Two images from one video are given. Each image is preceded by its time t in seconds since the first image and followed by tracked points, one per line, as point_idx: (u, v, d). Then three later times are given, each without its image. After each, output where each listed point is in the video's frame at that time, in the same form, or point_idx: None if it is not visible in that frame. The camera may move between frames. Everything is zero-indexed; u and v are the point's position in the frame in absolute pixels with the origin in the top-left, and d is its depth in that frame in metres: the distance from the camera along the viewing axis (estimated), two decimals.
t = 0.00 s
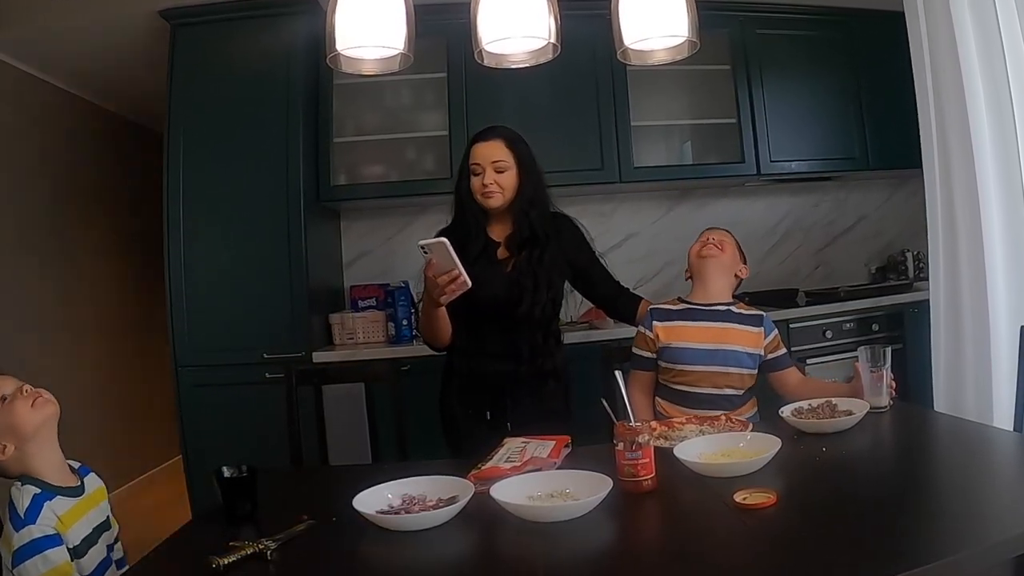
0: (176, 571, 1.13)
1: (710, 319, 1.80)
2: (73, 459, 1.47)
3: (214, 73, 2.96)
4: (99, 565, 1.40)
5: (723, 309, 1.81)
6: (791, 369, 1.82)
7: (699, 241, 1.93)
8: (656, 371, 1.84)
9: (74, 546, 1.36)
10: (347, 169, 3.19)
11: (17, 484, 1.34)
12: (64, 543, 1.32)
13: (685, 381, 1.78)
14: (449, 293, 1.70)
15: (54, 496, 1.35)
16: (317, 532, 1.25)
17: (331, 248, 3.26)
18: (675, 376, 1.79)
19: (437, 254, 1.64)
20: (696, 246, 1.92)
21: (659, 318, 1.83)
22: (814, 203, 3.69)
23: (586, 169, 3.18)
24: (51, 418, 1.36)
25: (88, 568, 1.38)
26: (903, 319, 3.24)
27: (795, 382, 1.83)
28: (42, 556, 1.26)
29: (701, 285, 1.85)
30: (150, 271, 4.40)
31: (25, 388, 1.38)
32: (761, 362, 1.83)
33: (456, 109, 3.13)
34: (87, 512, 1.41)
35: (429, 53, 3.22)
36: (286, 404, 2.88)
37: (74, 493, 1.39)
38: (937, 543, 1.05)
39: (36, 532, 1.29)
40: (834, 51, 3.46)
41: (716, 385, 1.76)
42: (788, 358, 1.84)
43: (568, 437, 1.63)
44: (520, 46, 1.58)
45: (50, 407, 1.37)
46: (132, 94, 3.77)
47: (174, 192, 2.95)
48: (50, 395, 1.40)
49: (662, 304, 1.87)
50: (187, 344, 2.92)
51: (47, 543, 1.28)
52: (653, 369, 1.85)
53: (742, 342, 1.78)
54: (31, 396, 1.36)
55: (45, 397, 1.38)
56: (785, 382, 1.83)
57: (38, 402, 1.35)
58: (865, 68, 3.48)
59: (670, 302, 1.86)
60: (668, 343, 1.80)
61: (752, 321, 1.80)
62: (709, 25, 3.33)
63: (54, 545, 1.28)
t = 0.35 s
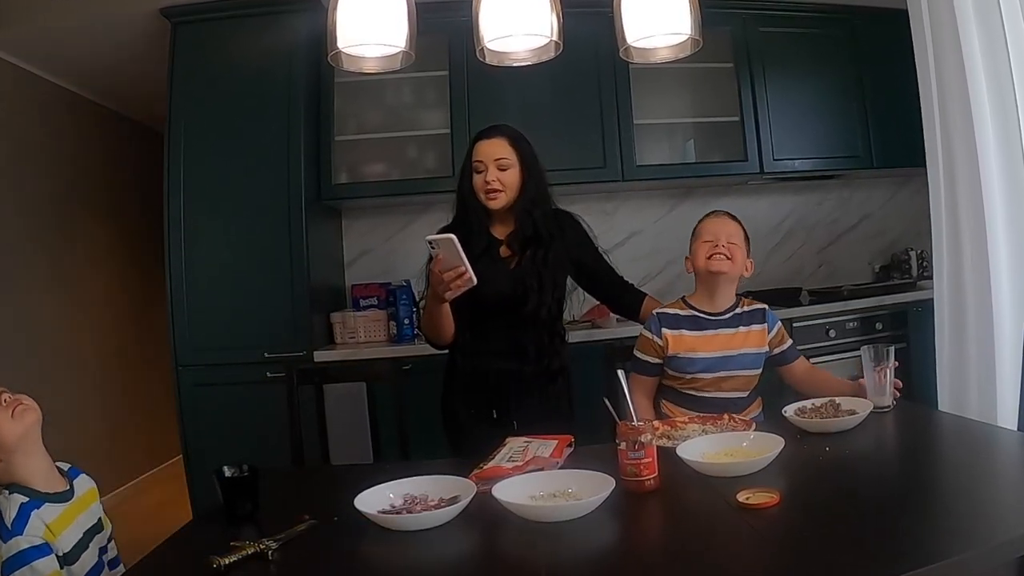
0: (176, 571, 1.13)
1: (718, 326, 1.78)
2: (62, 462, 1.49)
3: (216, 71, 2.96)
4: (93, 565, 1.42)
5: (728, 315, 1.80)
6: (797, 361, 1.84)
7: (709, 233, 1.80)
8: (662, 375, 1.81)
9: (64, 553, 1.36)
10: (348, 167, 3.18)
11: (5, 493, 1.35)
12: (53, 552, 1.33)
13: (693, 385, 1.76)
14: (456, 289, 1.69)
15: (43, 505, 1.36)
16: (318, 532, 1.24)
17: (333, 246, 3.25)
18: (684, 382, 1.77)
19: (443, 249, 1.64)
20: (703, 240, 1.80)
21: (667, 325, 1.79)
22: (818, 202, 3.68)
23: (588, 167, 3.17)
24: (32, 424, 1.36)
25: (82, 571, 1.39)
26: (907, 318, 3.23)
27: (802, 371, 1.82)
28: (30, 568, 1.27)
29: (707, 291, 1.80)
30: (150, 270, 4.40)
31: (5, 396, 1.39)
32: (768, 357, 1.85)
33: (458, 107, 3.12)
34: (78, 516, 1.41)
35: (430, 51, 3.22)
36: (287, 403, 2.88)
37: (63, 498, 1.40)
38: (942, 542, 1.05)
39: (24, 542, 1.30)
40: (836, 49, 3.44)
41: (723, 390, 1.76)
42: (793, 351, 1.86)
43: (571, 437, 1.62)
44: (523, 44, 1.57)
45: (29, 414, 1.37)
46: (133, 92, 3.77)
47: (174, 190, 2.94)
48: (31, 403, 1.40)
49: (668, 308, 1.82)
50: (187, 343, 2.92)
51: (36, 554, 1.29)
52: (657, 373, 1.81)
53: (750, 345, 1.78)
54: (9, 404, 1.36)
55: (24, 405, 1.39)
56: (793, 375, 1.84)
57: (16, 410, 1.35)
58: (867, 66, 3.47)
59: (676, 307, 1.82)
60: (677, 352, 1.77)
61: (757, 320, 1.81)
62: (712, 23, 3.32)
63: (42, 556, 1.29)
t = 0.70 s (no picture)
0: (177, 570, 1.12)
1: (716, 320, 1.80)
2: (63, 463, 1.48)
3: (217, 68, 2.95)
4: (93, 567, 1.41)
5: (724, 310, 1.82)
6: (796, 356, 1.80)
7: (699, 267, 1.78)
8: (665, 374, 1.80)
9: (63, 556, 1.36)
10: (350, 166, 3.18)
11: (4, 496, 1.34)
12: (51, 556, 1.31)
13: (694, 380, 1.77)
14: (457, 288, 1.68)
15: (41, 507, 1.35)
16: (319, 532, 1.24)
17: (334, 245, 3.25)
18: (685, 376, 1.77)
19: (446, 249, 1.62)
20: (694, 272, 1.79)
21: (665, 322, 1.80)
22: (821, 200, 3.66)
23: (590, 165, 3.17)
24: (28, 425, 1.37)
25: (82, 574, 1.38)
26: (911, 317, 3.22)
27: (803, 371, 1.80)
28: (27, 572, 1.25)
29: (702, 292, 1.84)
30: (151, 268, 4.40)
31: (2, 398, 1.40)
32: (765, 354, 1.83)
33: (460, 105, 3.11)
34: (77, 518, 1.41)
35: (432, 49, 3.21)
36: (288, 402, 2.88)
37: (62, 500, 1.39)
38: (946, 542, 1.04)
39: (21, 546, 1.28)
40: (840, 47, 3.43)
41: (722, 381, 1.76)
42: (792, 346, 1.82)
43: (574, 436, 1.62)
44: (524, 42, 1.57)
45: (25, 414, 1.38)
46: (134, 90, 3.76)
47: (175, 189, 2.94)
48: (28, 405, 1.41)
49: (665, 308, 1.84)
50: (188, 342, 2.91)
51: (32, 558, 1.27)
52: (660, 373, 1.79)
53: (747, 339, 1.79)
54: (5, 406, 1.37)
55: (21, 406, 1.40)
56: (792, 372, 1.81)
57: (12, 412, 1.37)
58: (871, 64, 3.45)
59: (674, 307, 1.83)
60: (675, 346, 1.78)
61: (754, 316, 1.81)
62: (715, 21, 3.31)
63: (39, 560, 1.27)
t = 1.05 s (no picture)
0: (177, 570, 1.12)
1: (716, 318, 1.78)
2: (65, 464, 1.49)
3: (218, 66, 2.95)
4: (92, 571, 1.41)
5: (725, 308, 1.80)
6: (800, 356, 1.79)
7: (695, 254, 1.77)
8: (665, 373, 1.81)
9: (64, 555, 1.37)
10: (351, 164, 3.17)
11: (7, 492, 1.35)
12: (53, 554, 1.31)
13: (693, 380, 1.76)
14: (458, 286, 1.67)
15: (44, 505, 1.37)
16: (321, 532, 1.23)
17: (335, 243, 3.24)
18: (684, 376, 1.77)
19: (448, 247, 1.62)
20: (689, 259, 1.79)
21: (666, 321, 1.80)
22: (824, 199, 3.65)
23: (593, 164, 3.16)
24: (48, 429, 1.39)
25: None
26: (914, 315, 3.21)
27: (806, 372, 1.78)
28: (30, 570, 1.25)
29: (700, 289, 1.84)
30: (152, 267, 4.41)
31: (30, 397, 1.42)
32: (768, 353, 1.81)
33: (461, 103, 3.11)
34: (78, 519, 1.42)
35: (434, 47, 3.21)
36: (289, 402, 2.87)
37: (64, 500, 1.41)
38: (950, 542, 1.03)
39: (24, 544, 1.29)
40: (843, 44, 3.42)
41: (722, 381, 1.75)
42: (795, 346, 1.81)
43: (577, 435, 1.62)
44: (527, 39, 1.56)
45: (49, 417, 1.41)
46: (135, 88, 3.76)
47: (176, 188, 2.93)
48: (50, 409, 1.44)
49: (665, 307, 1.84)
50: (190, 341, 2.91)
51: (35, 556, 1.27)
52: (661, 372, 1.81)
53: (748, 338, 1.77)
54: (31, 403, 1.40)
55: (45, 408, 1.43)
56: (796, 372, 1.79)
57: (37, 411, 1.39)
58: (875, 62, 3.44)
59: (675, 306, 1.83)
60: (675, 344, 1.78)
61: (756, 315, 1.79)
62: (717, 19, 3.30)
63: (41, 558, 1.27)
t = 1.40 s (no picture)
0: (179, 570, 1.11)
1: (714, 320, 1.76)
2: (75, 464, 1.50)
3: (219, 64, 2.94)
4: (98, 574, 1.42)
5: (723, 308, 1.78)
6: (800, 359, 1.79)
7: (700, 228, 1.81)
8: (663, 375, 1.81)
9: (73, 552, 1.38)
10: (353, 162, 3.17)
11: (21, 484, 1.35)
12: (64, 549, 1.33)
13: (691, 384, 1.75)
14: (462, 289, 1.67)
15: (57, 502, 1.37)
16: (323, 531, 1.23)
17: (337, 242, 3.24)
18: (682, 380, 1.76)
19: (454, 250, 1.61)
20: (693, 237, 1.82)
21: (661, 324, 1.79)
22: (828, 197, 3.64)
23: (596, 162, 3.15)
24: (85, 434, 1.44)
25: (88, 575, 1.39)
26: (918, 314, 3.20)
27: (808, 374, 1.79)
28: (42, 563, 1.26)
29: (699, 287, 1.82)
30: (153, 266, 4.40)
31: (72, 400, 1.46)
32: (768, 355, 1.80)
33: (464, 101, 3.10)
34: (88, 519, 1.43)
35: (436, 45, 3.20)
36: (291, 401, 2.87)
37: (76, 500, 1.42)
38: (954, 541, 1.02)
39: (38, 537, 1.30)
40: (846, 42, 3.40)
41: (720, 385, 1.74)
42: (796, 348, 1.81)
43: (578, 435, 1.61)
44: (529, 37, 1.54)
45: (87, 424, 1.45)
46: (137, 86, 3.76)
47: (178, 186, 2.93)
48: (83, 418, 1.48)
49: (662, 308, 1.82)
50: (191, 339, 2.90)
51: (48, 549, 1.28)
52: (659, 373, 1.81)
53: (747, 341, 1.76)
54: (75, 405, 1.44)
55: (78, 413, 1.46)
56: (796, 374, 1.80)
57: (80, 415, 1.44)
58: (879, 59, 3.43)
59: (670, 307, 1.81)
60: (671, 348, 1.77)
61: (755, 316, 1.78)
62: (720, 16, 3.29)
63: (53, 552, 1.29)
